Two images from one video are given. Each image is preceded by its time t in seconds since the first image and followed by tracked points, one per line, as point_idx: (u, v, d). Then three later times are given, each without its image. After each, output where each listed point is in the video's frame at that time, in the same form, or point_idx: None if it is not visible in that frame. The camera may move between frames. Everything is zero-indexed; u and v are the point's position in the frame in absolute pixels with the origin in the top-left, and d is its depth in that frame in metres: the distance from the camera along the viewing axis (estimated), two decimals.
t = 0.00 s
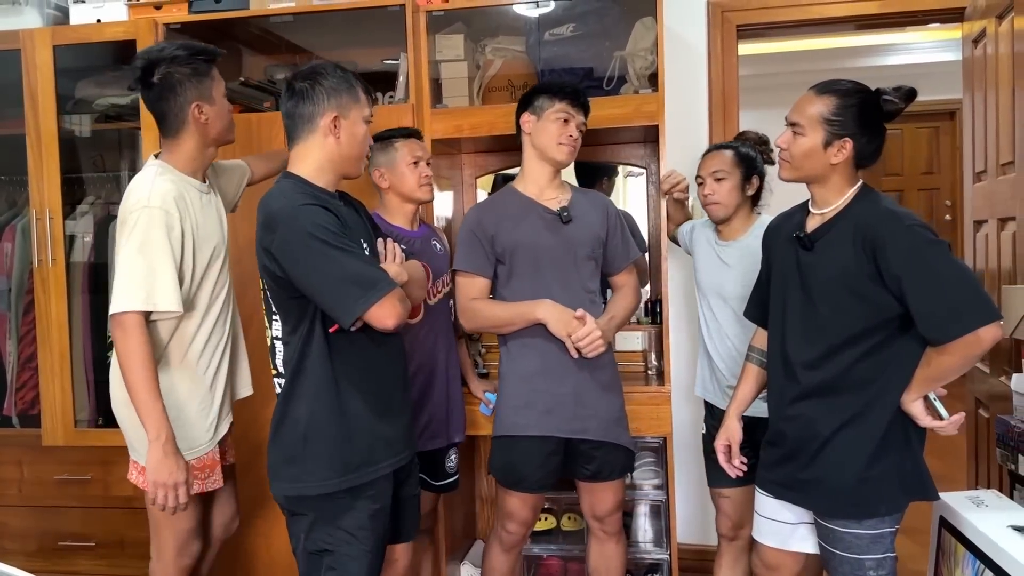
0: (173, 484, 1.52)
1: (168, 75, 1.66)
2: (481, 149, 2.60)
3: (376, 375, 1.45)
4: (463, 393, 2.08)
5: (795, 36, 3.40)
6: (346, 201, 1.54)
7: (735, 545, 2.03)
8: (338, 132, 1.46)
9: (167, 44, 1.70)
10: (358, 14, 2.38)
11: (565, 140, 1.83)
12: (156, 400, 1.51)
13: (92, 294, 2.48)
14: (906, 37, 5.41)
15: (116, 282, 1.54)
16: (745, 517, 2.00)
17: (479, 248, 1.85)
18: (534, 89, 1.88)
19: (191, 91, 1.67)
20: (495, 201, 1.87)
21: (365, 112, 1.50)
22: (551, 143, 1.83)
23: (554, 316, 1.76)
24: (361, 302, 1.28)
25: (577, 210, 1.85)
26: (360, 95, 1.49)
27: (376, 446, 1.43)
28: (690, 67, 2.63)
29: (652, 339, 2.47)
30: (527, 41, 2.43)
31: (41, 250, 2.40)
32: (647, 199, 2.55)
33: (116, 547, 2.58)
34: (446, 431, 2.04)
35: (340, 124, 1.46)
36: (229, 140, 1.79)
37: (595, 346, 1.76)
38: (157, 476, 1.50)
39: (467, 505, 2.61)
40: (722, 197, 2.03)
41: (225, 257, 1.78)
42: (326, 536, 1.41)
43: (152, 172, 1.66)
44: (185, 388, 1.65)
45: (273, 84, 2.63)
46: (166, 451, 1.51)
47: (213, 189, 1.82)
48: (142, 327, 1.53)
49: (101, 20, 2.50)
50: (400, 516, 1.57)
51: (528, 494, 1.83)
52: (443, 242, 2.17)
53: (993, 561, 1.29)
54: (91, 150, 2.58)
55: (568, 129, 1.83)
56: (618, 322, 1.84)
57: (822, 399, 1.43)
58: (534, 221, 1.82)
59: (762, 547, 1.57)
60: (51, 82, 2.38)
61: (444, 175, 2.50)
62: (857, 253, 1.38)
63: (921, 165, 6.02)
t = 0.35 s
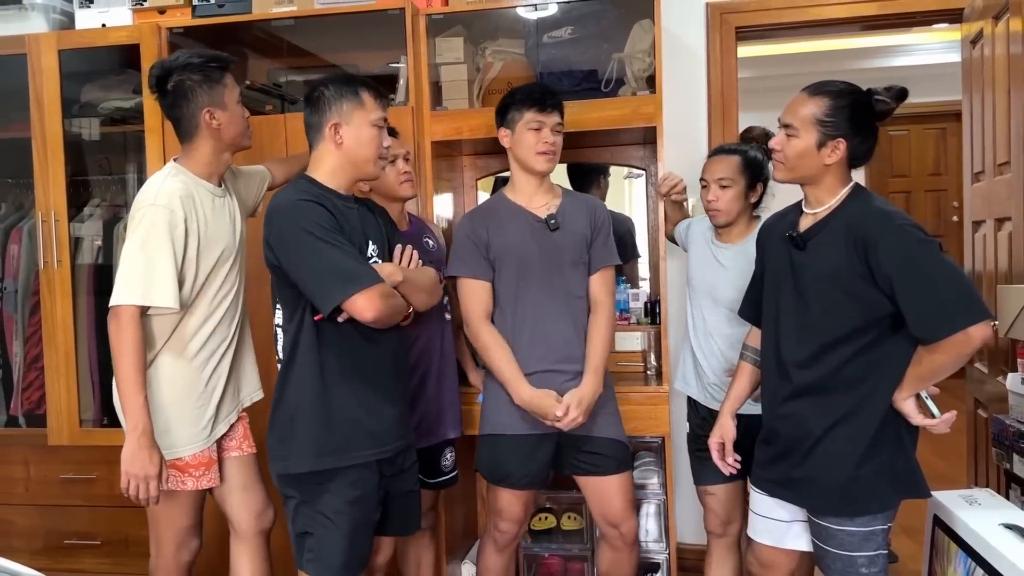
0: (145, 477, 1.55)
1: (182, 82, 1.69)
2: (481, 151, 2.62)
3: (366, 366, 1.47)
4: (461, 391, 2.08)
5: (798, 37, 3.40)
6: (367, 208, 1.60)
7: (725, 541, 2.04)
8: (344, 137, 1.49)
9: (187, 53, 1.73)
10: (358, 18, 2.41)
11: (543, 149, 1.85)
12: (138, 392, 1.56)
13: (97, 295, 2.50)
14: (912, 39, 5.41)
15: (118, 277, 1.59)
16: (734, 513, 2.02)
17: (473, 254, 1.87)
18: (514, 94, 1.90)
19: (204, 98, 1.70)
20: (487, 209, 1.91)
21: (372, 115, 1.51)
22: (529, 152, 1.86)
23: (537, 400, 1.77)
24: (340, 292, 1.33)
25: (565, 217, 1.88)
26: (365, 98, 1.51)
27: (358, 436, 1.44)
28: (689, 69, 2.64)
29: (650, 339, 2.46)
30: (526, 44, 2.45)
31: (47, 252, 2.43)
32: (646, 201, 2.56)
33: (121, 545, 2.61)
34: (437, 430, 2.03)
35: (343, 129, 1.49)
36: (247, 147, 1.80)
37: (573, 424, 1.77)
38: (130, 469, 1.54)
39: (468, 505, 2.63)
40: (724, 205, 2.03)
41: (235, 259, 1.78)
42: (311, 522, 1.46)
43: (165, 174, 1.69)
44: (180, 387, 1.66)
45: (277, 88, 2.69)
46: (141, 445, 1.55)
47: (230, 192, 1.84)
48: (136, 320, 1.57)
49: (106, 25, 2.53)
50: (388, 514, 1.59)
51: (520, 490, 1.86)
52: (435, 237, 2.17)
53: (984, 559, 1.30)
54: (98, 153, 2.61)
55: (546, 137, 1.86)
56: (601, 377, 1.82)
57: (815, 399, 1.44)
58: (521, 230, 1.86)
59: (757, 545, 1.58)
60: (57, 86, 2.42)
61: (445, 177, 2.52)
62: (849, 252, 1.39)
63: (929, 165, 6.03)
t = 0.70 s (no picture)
0: (150, 476, 1.62)
1: (182, 91, 1.72)
2: (484, 155, 2.63)
3: (349, 366, 1.60)
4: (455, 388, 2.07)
5: (804, 39, 3.40)
6: (392, 220, 1.75)
7: (726, 541, 2.04)
8: (345, 147, 1.65)
9: (186, 63, 1.76)
10: (362, 24, 2.43)
11: (547, 151, 1.86)
12: (142, 397, 1.61)
13: (105, 299, 2.51)
14: (916, 39, 5.31)
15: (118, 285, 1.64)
16: (735, 514, 2.02)
17: (483, 261, 1.92)
18: (523, 96, 1.91)
19: (203, 107, 1.72)
20: (495, 214, 1.94)
21: (365, 121, 1.64)
22: (534, 154, 1.88)
23: (539, 395, 1.81)
24: (301, 286, 1.50)
25: (574, 219, 1.89)
26: (361, 111, 1.64)
27: (333, 430, 1.57)
28: (691, 72, 2.65)
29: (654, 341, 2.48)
30: (528, 48, 2.47)
31: (56, 257, 2.46)
32: (649, 203, 2.57)
33: (129, 547, 2.63)
34: (436, 432, 2.04)
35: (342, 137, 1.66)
36: (247, 154, 1.82)
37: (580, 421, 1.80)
38: (135, 469, 1.60)
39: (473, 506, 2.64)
40: (730, 204, 2.04)
41: (238, 261, 1.79)
42: (294, 509, 1.58)
43: (163, 181, 1.72)
44: (185, 389, 1.67)
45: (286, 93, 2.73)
46: (143, 447, 1.60)
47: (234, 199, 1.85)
48: (134, 328, 1.61)
49: (113, 32, 2.56)
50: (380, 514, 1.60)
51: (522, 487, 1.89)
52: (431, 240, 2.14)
53: (983, 560, 1.30)
54: (106, 157, 2.63)
55: (549, 139, 1.87)
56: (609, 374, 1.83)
57: (815, 399, 1.44)
58: (529, 234, 1.89)
59: (758, 547, 1.58)
60: (65, 92, 2.45)
61: (449, 181, 2.54)
62: (847, 253, 1.39)
63: (938, 165, 6.00)
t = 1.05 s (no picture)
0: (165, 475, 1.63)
1: (176, 97, 1.75)
2: (489, 158, 2.64)
3: (343, 366, 1.60)
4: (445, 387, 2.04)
5: (807, 41, 3.40)
6: (389, 220, 1.74)
7: (733, 543, 2.05)
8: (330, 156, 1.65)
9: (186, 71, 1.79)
10: (364, 29, 2.44)
11: (560, 153, 1.87)
12: (149, 398, 1.63)
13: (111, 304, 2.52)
14: (918, 40, 5.28)
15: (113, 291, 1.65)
16: (743, 514, 2.03)
17: (499, 260, 1.94)
18: (540, 100, 1.91)
19: (197, 112, 1.74)
20: (511, 213, 1.95)
21: (341, 125, 1.62)
22: (546, 157, 1.89)
23: (552, 397, 1.84)
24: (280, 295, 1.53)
25: (587, 222, 1.88)
26: (337, 118, 1.64)
27: (326, 430, 1.57)
28: (693, 74, 2.65)
29: (658, 343, 2.49)
30: (530, 51, 2.48)
31: (62, 261, 2.48)
32: (653, 204, 2.58)
33: (135, 549, 2.65)
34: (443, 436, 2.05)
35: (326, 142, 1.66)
36: (246, 159, 1.82)
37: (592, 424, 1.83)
38: (145, 470, 1.62)
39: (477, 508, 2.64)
40: (732, 205, 2.05)
41: (234, 263, 1.79)
42: (289, 508, 1.59)
43: (159, 187, 1.74)
44: (179, 391, 1.67)
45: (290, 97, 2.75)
46: (153, 448, 1.62)
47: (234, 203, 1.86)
48: (133, 331, 1.63)
49: (118, 37, 2.58)
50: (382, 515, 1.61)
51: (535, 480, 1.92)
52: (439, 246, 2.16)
53: (985, 561, 1.30)
54: (112, 162, 2.63)
55: (562, 141, 1.87)
56: (622, 381, 1.84)
57: (816, 401, 1.44)
58: (544, 234, 1.89)
59: (759, 547, 1.59)
60: (70, 97, 2.47)
61: (452, 184, 2.55)
62: (847, 256, 1.40)
63: (944, 166, 5.98)
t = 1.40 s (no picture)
0: (166, 476, 1.65)
1: (180, 102, 1.76)
2: (492, 159, 2.65)
3: (328, 372, 1.55)
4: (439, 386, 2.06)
5: (809, 40, 3.40)
6: (367, 218, 1.68)
7: (737, 541, 2.07)
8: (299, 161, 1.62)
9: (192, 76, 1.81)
10: (366, 31, 2.46)
11: (570, 165, 1.88)
12: (151, 399, 1.65)
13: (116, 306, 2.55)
14: (924, 40, 5.32)
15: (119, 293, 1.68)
16: (747, 513, 2.04)
17: (508, 257, 1.95)
18: (551, 113, 1.92)
19: (201, 117, 1.76)
20: (526, 210, 1.97)
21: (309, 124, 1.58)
22: (558, 170, 1.91)
23: (549, 400, 1.90)
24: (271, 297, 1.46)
25: (600, 235, 1.93)
26: (299, 121, 1.60)
27: (310, 439, 1.52)
28: (694, 75, 2.66)
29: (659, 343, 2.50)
30: (530, 53, 2.48)
31: (68, 263, 2.50)
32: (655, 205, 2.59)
33: (141, 549, 2.67)
34: (446, 437, 2.07)
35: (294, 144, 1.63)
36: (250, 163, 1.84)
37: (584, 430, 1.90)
38: (149, 471, 1.65)
39: (481, 507, 2.66)
40: (730, 203, 2.06)
41: (238, 266, 1.79)
42: (273, 519, 1.54)
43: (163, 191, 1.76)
44: (179, 392, 1.69)
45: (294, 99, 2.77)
46: (157, 449, 1.64)
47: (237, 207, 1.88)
48: (138, 333, 1.65)
49: (122, 41, 2.61)
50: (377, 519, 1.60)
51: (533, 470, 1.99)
52: (456, 248, 2.18)
53: (983, 559, 1.31)
54: (117, 165, 2.64)
55: (569, 153, 1.89)
56: (614, 389, 1.91)
57: (812, 398, 1.45)
58: (557, 241, 1.92)
59: (761, 544, 1.60)
60: (75, 101, 2.50)
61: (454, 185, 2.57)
62: (846, 255, 1.41)
63: (947, 165, 5.98)
